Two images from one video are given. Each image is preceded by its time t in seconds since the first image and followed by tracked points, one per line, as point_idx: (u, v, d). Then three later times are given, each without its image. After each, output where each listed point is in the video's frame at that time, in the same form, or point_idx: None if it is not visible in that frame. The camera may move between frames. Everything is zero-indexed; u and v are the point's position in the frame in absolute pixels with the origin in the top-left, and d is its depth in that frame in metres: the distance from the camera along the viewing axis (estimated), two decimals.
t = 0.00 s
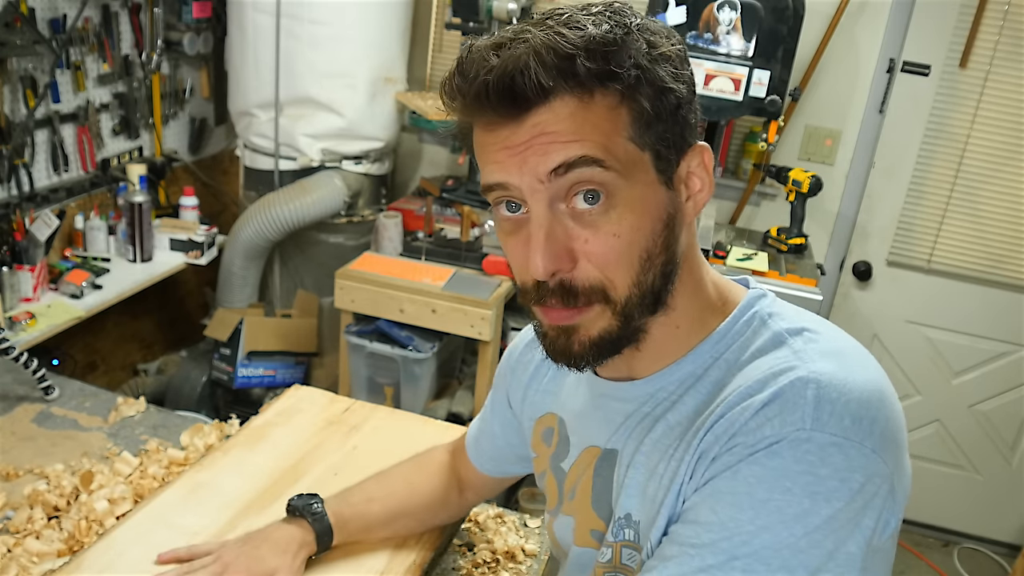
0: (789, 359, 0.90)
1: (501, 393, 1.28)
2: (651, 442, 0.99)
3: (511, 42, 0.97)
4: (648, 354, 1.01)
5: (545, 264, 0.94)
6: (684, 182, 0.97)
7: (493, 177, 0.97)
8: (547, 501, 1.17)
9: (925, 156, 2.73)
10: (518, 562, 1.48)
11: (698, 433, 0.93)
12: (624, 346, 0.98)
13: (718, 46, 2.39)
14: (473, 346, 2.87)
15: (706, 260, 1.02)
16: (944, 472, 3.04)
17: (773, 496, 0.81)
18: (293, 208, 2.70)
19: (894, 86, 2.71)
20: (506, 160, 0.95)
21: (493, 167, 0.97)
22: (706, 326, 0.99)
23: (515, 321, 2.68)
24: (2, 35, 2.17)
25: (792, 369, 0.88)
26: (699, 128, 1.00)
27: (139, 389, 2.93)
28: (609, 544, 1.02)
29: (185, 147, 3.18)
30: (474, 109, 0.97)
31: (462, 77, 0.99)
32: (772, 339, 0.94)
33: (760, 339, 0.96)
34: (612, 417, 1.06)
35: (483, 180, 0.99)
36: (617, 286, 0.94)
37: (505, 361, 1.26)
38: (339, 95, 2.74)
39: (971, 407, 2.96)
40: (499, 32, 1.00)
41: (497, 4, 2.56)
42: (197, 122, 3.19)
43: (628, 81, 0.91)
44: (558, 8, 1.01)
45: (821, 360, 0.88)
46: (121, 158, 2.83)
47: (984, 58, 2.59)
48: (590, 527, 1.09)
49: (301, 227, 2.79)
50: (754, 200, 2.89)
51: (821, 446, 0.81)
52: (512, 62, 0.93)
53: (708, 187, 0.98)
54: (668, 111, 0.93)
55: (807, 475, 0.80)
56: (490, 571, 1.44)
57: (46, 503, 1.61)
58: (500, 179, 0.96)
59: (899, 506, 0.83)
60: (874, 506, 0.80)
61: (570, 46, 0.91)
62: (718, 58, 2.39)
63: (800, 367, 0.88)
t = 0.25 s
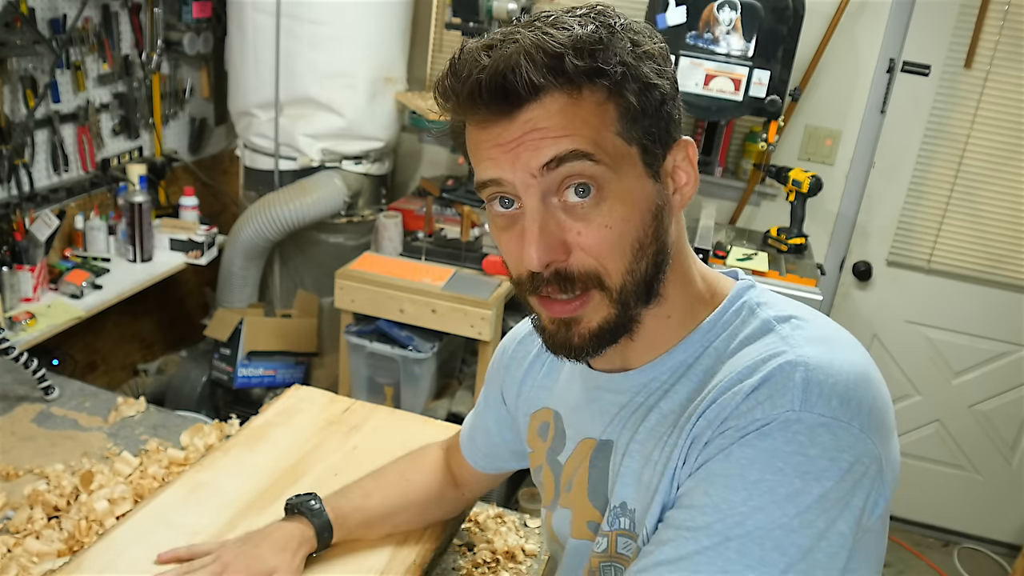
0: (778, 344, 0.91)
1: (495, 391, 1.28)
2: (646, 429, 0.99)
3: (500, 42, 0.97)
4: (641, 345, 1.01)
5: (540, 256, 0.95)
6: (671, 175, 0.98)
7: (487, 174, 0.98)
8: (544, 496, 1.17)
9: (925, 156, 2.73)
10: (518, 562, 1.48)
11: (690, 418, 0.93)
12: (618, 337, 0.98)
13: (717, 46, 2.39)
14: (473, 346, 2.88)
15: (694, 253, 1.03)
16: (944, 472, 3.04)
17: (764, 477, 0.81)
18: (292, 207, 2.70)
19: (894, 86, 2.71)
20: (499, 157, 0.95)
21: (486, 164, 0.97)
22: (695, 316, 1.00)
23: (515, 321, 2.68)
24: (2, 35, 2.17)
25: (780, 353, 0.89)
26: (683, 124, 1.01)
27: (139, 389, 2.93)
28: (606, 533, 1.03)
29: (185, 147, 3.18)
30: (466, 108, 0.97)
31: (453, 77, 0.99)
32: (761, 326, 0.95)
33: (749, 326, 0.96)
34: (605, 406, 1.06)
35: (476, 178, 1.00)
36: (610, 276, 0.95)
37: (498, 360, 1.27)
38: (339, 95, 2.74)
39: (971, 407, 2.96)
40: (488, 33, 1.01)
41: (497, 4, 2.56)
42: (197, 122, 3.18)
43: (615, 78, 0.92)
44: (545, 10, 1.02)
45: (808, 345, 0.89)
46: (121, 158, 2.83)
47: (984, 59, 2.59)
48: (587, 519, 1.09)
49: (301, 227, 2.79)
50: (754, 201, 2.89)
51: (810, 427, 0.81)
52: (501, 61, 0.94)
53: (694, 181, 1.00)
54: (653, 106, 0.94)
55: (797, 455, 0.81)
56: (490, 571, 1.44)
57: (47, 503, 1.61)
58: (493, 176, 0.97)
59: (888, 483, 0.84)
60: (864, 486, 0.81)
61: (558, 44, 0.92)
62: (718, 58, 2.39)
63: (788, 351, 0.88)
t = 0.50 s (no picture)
0: (830, 385, 0.86)
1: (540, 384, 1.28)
2: (683, 459, 0.94)
3: (565, 18, 0.94)
4: (681, 351, 0.97)
5: (585, 241, 0.92)
6: (728, 174, 0.94)
7: (539, 154, 0.95)
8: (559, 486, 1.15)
9: (925, 156, 2.73)
10: (518, 562, 1.48)
11: (743, 466, 0.88)
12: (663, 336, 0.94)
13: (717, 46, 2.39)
14: (473, 346, 2.88)
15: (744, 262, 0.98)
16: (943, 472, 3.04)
17: (835, 546, 0.78)
18: (293, 208, 2.70)
19: (894, 86, 2.71)
20: (553, 136, 0.92)
21: (539, 144, 0.94)
22: (740, 331, 0.95)
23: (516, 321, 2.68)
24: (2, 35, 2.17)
25: (836, 405, 0.83)
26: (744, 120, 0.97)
27: (139, 389, 2.93)
28: (622, 549, 0.99)
29: (185, 147, 3.18)
30: (523, 84, 0.94)
31: (512, 50, 0.96)
32: (808, 358, 0.89)
33: (795, 357, 0.90)
34: (640, 428, 1.01)
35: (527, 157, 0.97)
36: (656, 270, 0.91)
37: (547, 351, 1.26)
38: (339, 95, 2.74)
39: (971, 407, 2.96)
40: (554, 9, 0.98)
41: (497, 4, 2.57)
42: (197, 122, 3.19)
43: (681, 64, 0.88)
44: None
45: (862, 394, 0.83)
46: (121, 157, 2.83)
47: (984, 58, 2.59)
48: (591, 522, 1.06)
49: (301, 227, 2.79)
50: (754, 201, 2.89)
51: (877, 490, 0.77)
52: (563, 36, 0.91)
53: (752, 181, 0.95)
54: (718, 98, 0.90)
55: (868, 521, 0.76)
56: (490, 571, 1.44)
57: (46, 503, 1.61)
58: (546, 155, 0.94)
59: (944, 534, 0.79)
60: (929, 543, 0.77)
61: (626, 25, 0.88)
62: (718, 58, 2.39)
63: (843, 404, 0.82)
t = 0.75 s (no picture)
0: (838, 383, 0.86)
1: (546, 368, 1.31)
2: (686, 449, 0.93)
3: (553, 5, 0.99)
4: (676, 339, 0.97)
5: (562, 213, 0.96)
6: (716, 161, 0.95)
7: (524, 132, 0.99)
8: (566, 473, 1.16)
9: (925, 155, 2.73)
10: (518, 562, 1.48)
11: (745, 460, 0.87)
12: (645, 317, 0.95)
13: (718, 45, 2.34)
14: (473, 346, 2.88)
15: (752, 260, 0.99)
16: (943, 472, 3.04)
17: (835, 542, 0.77)
18: (293, 207, 2.70)
19: (894, 86, 2.71)
20: (536, 114, 0.97)
21: (525, 122, 0.99)
22: (744, 328, 0.95)
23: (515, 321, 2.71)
24: (2, 35, 2.17)
25: (844, 402, 0.83)
26: (741, 111, 0.98)
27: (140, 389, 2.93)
28: (625, 542, 0.98)
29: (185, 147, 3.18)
30: (510, 68, 1.00)
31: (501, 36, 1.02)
32: (816, 357, 0.90)
33: (804, 355, 0.90)
34: (645, 421, 1.00)
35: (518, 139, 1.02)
36: (633, 245, 0.93)
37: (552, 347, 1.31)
38: (339, 95, 2.74)
39: (972, 407, 2.96)
40: None
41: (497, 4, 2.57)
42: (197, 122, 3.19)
43: (654, 44, 0.91)
44: None
45: (872, 393, 0.83)
46: (121, 157, 2.83)
47: (984, 58, 2.59)
48: (597, 513, 1.05)
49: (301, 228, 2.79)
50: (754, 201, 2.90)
51: (881, 486, 0.76)
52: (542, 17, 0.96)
53: (745, 172, 0.96)
54: (697, 82, 0.92)
55: (869, 518, 0.76)
56: (490, 571, 1.44)
57: (47, 503, 1.61)
58: (530, 132, 0.98)
59: (946, 543, 0.79)
60: (929, 546, 0.76)
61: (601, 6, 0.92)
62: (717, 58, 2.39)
63: (851, 401, 0.82)
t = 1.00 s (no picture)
0: (838, 380, 0.86)
1: (559, 368, 1.32)
2: (686, 440, 0.94)
3: None
4: (684, 329, 0.98)
5: (584, 194, 0.96)
6: (738, 157, 0.95)
7: (554, 114, 1.00)
8: (572, 466, 1.17)
9: (925, 156, 2.73)
10: (518, 562, 1.48)
11: (738, 451, 0.88)
12: (657, 305, 0.95)
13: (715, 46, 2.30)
14: (473, 346, 2.88)
15: (763, 258, 0.99)
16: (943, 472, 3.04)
17: (820, 534, 0.77)
18: (294, 208, 2.70)
19: (894, 85, 2.71)
20: (566, 95, 0.97)
21: (555, 103, 0.99)
22: (751, 326, 0.95)
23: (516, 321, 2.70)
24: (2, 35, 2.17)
25: (841, 397, 0.83)
26: (768, 113, 0.98)
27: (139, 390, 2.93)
28: (621, 532, 0.98)
29: (185, 147, 3.18)
30: (546, 49, 1.00)
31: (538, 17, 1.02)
32: (819, 355, 0.89)
33: (807, 352, 0.90)
34: (650, 414, 1.01)
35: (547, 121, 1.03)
36: (651, 231, 0.93)
37: (571, 338, 1.31)
38: (338, 95, 2.74)
39: (971, 407, 2.96)
40: None
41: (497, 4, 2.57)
42: (197, 122, 3.19)
43: (690, 34, 0.91)
44: None
45: (869, 389, 0.83)
46: (121, 157, 2.83)
47: (984, 58, 2.59)
48: (597, 505, 1.06)
49: (301, 228, 2.79)
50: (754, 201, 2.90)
51: (868, 481, 0.77)
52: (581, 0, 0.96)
53: (768, 173, 0.96)
54: (728, 78, 0.92)
55: (855, 512, 0.76)
56: (490, 571, 1.44)
57: (47, 503, 1.61)
58: (559, 113, 0.99)
59: (938, 549, 0.80)
60: (918, 544, 0.76)
61: None
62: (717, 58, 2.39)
63: (847, 396, 0.82)
